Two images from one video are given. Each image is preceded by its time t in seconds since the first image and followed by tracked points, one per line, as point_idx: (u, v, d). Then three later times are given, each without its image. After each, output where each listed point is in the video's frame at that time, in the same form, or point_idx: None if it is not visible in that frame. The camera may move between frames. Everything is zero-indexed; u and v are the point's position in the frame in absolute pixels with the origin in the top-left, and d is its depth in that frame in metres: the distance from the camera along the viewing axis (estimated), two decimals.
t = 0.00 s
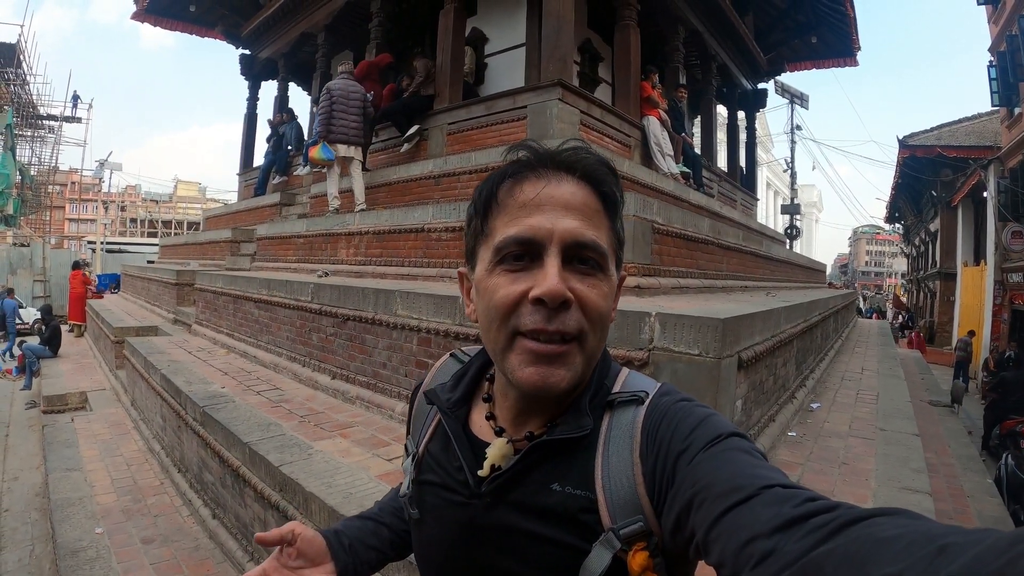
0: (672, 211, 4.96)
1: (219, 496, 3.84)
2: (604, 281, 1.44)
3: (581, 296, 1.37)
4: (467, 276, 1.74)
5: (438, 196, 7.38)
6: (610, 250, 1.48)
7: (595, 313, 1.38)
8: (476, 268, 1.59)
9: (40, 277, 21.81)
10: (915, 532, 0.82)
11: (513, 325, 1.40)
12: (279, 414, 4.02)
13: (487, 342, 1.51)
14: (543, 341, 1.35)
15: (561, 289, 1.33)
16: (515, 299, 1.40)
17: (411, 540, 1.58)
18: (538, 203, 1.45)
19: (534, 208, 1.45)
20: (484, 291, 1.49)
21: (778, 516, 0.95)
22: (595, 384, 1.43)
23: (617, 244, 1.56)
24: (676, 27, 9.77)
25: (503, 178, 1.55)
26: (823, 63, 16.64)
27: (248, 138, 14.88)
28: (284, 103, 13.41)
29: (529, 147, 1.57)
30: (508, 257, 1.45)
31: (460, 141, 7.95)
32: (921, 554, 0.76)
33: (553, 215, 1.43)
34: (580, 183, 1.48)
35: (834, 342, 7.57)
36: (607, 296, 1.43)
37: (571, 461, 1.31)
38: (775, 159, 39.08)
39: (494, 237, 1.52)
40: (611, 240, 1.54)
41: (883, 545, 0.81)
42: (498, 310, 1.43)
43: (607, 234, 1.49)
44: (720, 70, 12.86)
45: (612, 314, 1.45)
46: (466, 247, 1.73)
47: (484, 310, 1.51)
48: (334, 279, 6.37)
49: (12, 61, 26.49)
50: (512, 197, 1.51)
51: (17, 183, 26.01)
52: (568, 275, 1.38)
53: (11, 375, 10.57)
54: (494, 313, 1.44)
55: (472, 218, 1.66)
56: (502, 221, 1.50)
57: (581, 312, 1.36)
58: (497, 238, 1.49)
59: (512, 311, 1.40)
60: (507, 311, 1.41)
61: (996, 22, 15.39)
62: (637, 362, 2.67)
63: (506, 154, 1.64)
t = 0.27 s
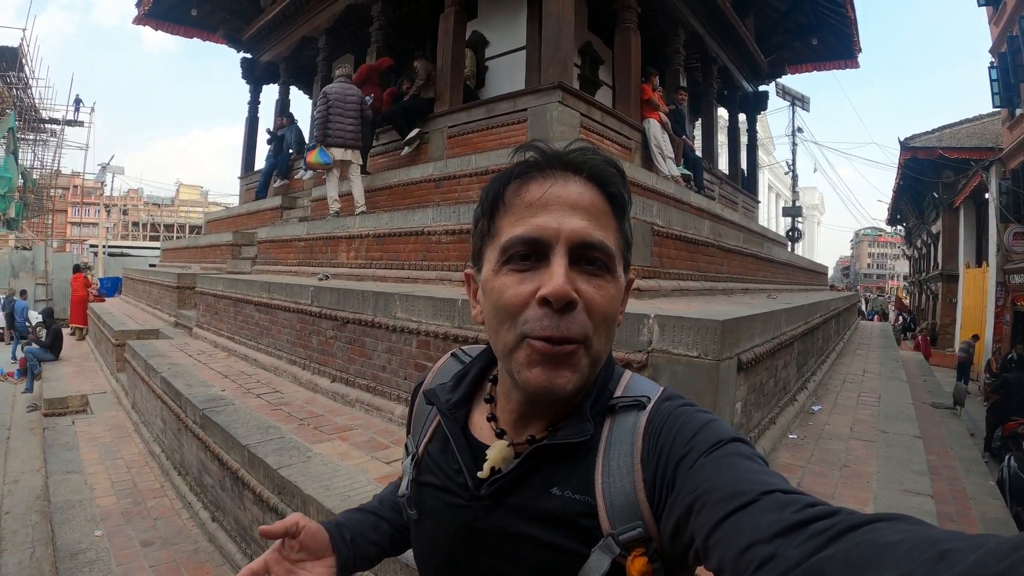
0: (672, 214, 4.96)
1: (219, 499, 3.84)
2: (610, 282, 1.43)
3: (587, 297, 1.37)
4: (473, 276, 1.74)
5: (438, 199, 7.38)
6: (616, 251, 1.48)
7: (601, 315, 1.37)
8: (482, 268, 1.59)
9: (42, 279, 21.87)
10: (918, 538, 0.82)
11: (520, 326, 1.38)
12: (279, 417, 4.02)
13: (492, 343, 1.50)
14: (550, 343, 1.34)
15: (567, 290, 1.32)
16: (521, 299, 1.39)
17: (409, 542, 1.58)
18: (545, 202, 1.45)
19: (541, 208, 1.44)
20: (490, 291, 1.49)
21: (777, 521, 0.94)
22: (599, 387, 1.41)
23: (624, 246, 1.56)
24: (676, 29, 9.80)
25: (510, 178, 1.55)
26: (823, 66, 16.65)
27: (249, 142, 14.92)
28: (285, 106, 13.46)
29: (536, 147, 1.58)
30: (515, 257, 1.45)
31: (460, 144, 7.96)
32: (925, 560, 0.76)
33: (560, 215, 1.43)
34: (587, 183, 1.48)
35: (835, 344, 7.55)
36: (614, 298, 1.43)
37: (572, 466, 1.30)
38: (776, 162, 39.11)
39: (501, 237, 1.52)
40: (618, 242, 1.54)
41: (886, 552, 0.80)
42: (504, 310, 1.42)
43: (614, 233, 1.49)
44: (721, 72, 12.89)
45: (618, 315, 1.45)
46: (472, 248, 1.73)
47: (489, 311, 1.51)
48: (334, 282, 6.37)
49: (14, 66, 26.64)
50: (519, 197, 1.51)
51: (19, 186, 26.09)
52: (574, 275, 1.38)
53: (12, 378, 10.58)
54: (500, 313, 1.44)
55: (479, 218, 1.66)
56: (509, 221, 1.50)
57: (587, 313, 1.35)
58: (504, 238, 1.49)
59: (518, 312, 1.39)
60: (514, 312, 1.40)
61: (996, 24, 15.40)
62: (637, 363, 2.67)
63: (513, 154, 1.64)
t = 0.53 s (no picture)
0: (671, 213, 4.95)
1: (216, 497, 3.83)
2: (621, 268, 1.42)
3: (601, 281, 1.36)
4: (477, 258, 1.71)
5: (438, 198, 7.38)
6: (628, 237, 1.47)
7: (614, 300, 1.37)
8: (489, 250, 1.56)
9: (43, 280, 21.90)
10: (916, 527, 0.80)
11: (532, 310, 1.37)
12: (276, 415, 4.02)
13: (500, 326, 1.48)
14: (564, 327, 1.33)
15: (583, 274, 1.31)
16: (534, 282, 1.37)
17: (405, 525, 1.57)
18: (559, 185, 1.43)
19: (555, 191, 1.42)
20: (499, 273, 1.46)
21: (776, 508, 0.93)
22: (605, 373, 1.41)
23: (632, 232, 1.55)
24: (676, 30, 9.80)
25: (522, 159, 1.52)
26: (825, 67, 16.64)
27: (250, 143, 14.94)
28: (286, 107, 13.48)
29: (549, 129, 1.55)
30: (526, 239, 1.42)
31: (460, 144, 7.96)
32: (923, 549, 0.74)
33: (574, 199, 1.41)
34: (600, 168, 1.47)
35: (836, 345, 7.53)
36: (625, 283, 1.42)
37: (574, 451, 1.29)
38: (777, 164, 39.11)
39: (511, 219, 1.49)
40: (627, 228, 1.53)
41: (884, 540, 0.79)
42: (514, 293, 1.40)
43: (625, 219, 1.48)
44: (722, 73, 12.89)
45: (628, 301, 1.44)
46: (477, 230, 1.70)
47: (498, 294, 1.48)
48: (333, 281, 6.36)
49: (16, 67, 26.74)
50: (532, 178, 1.48)
51: (21, 188, 26.16)
52: (588, 260, 1.36)
53: (12, 378, 10.59)
54: (510, 296, 1.41)
55: (487, 199, 1.62)
56: (521, 203, 1.47)
57: (600, 298, 1.34)
58: (514, 220, 1.46)
59: (531, 295, 1.37)
60: (526, 295, 1.38)
61: (997, 24, 15.40)
62: (634, 359, 2.66)
63: (524, 135, 1.61)
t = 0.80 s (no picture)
0: (672, 214, 4.94)
1: (215, 500, 3.82)
2: (606, 273, 1.40)
3: (584, 289, 1.34)
4: (468, 265, 1.70)
5: (438, 200, 7.38)
6: (613, 242, 1.44)
7: (597, 306, 1.35)
8: (478, 259, 1.55)
9: (45, 283, 21.94)
10: (905, 521, 0.79)
11: (517, 319, 1.36)
12: (276, 417, 4.01)
13: (488, 333, 1.48)
14: (546, 336, 1.32)
15: (564, 283, 1.30)
16: (517, 291, 1.37)
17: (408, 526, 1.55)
18: (540, 194, 1.41)
19: (537, 200, 1.40)
20: (485, 282, 1.45)
21: (767, 503, 0.93)
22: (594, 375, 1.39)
23: (621, 234, 1.52)
24: (676, 32, 9.81)
25: (505, 168, 1.50)
26: (826, 68, 16.63)
27: (251, 145, 14.96)
28: (288, 110, 13.50)
29: (531, 136, 1.52)
30: (510, 249, 1.41)
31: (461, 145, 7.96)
32: (911, 544, 0.73)
33: (555, 208, 1.38)
34: (583, 174, 1.43)
35: (838, 346, 7.50)
36: (611, 288, 1.39)
37: (568, 449, 1.27)
38: (778, 166, 39.09)
39: (496, 228, 1.48)
40: (615, 230, 1.50)
41: (871, 534, 0.78)
42: (500, 302, 1.40)
43: (609, 224, 1.45)
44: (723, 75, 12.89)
45: (614, 305, 1.42)
46: (466, 236, 1.69)
47: (485, 301, 1.48)
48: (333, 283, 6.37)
49: (19, 70, 26.84)
50: (514, 188, 1.46)
51: (23, 192, 26.24)
52: (570, 268, 1.34)
53: (14, 381, 10.61)
54: (497, 305, 1.41)
55: (474, 208, 1.61)
56: (504, 213, 1.46)
57: (583, 304, 1.33)
58: (499, 230, 1.45)
59: (515, 304, 1.37)
60: (511, 303, 1.38)
61: (998, 25, 15.39)
62: (635, 360, 2.64)
63: (507, 142, 1.58)
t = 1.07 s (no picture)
0: (673, 215, 4.92)
1: (215, 504, 3.79)
2: (613, 280, 1.38)
3: (591, 295, 1.32)
4: (480, 273, 1.70)
5: (438, 202, 7.36)
6: (621, 249, 1.42)
7: (604, 312, 1.33)
8: (488, 266, 1.55)
9: (44, 286, 21.90)
10: (908, 526, 0.78)
11: (524, 324, 1.35)
12: (275, 421, 3.99)
13: (497, 340, 1.47)
14: (551, 340, 1.31)
15: (570, 289, 1.29)
16: (524, 297, 1.36)
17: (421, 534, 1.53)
18: (548, 203, 1.40)
19: (545, 208, 1.39)
20: (495, 289, 1.45)
21: (773, 507, 0.91)
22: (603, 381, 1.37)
23: (630, 242, 1.49)
24: (676, 33, 9.81)
25: (514, 177, 1.50)
26: (825, 68, 16.62)
27: (250, 147, 14.95)
28: (287, 112, 13.48)
29: (540, 145, 1.51)
30: (518, 256, 1.41)
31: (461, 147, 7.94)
32: (913, 547, 0.72)
33: (562, 215, 1.37)
34: (591, 182, 1.42)
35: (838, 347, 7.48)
36: (618, 296, 1.37)
37: (578, 456, 1.25)
38: (778, 166, 39.10)
39: (505, 236, 1.48)
40: (624, 238, 1.48)
41: (876, 539, 0.77)
42: (508, 308, 1.39)
43: (618, 232, 1.43)
44: (722, 75, 12.88)
45: (622, 311, 1.40)
46: (479, 243, 1.69)
47: (494, 307, 1.48)
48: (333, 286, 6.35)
49: (18, 73, 26.81)
50: (523, 197, 1.45)
51: (22, 194, 26.21)
52: (577, 274, 1.33)
53: (13, 384, 10.58)
54: (505, 311, 1.41)
55: (485, 216, 1.61)
56: (513, 221, 1.45)
57: (590, 310, 1.31)
58: (507, 238, 1.45)
59: (523, 309, 1.36)
60: (519, 308, 1.37)
61: (997, 25, 15.39)
62: (638, 364, 2.63)
63: (518, 151, 1.58)
